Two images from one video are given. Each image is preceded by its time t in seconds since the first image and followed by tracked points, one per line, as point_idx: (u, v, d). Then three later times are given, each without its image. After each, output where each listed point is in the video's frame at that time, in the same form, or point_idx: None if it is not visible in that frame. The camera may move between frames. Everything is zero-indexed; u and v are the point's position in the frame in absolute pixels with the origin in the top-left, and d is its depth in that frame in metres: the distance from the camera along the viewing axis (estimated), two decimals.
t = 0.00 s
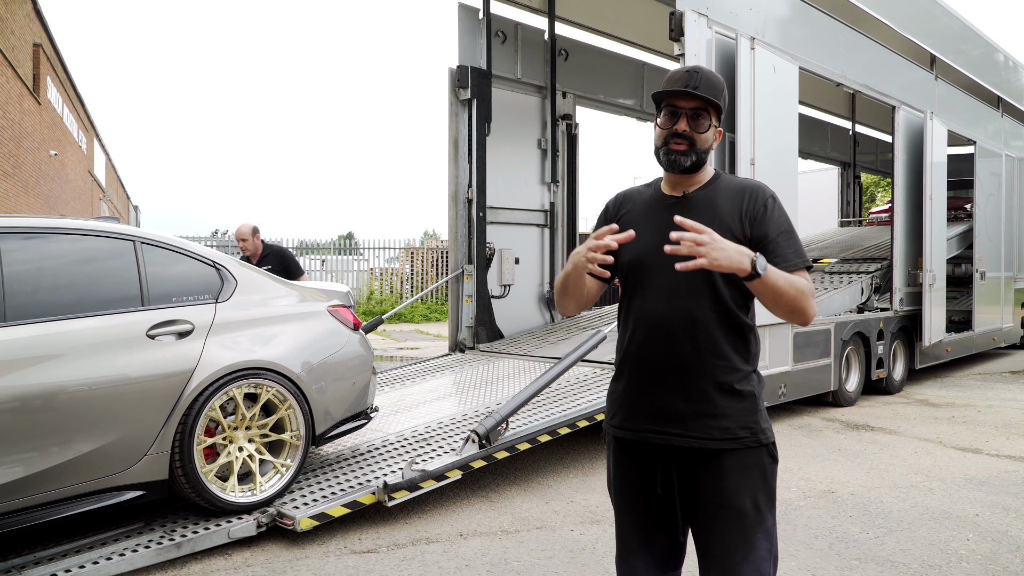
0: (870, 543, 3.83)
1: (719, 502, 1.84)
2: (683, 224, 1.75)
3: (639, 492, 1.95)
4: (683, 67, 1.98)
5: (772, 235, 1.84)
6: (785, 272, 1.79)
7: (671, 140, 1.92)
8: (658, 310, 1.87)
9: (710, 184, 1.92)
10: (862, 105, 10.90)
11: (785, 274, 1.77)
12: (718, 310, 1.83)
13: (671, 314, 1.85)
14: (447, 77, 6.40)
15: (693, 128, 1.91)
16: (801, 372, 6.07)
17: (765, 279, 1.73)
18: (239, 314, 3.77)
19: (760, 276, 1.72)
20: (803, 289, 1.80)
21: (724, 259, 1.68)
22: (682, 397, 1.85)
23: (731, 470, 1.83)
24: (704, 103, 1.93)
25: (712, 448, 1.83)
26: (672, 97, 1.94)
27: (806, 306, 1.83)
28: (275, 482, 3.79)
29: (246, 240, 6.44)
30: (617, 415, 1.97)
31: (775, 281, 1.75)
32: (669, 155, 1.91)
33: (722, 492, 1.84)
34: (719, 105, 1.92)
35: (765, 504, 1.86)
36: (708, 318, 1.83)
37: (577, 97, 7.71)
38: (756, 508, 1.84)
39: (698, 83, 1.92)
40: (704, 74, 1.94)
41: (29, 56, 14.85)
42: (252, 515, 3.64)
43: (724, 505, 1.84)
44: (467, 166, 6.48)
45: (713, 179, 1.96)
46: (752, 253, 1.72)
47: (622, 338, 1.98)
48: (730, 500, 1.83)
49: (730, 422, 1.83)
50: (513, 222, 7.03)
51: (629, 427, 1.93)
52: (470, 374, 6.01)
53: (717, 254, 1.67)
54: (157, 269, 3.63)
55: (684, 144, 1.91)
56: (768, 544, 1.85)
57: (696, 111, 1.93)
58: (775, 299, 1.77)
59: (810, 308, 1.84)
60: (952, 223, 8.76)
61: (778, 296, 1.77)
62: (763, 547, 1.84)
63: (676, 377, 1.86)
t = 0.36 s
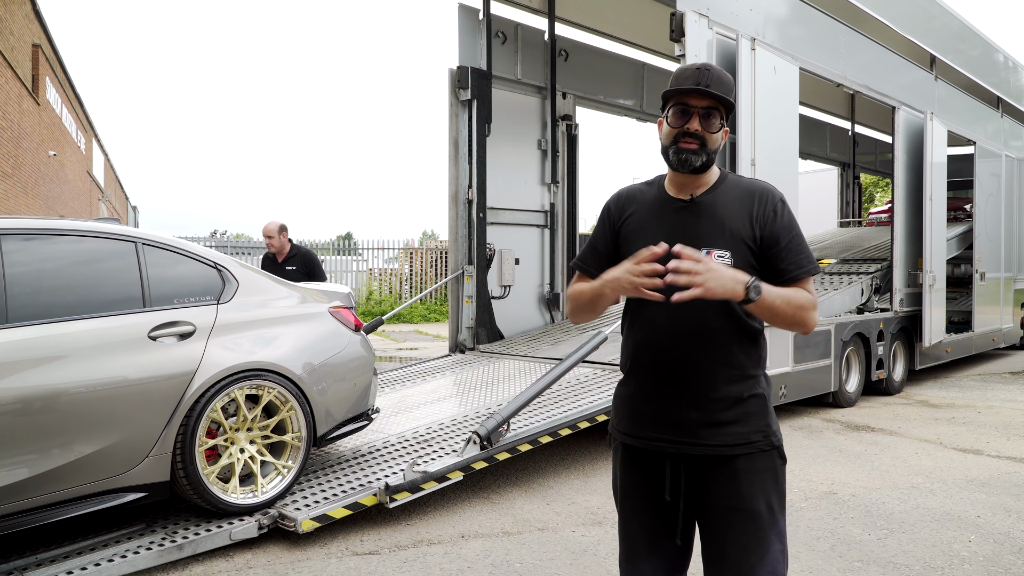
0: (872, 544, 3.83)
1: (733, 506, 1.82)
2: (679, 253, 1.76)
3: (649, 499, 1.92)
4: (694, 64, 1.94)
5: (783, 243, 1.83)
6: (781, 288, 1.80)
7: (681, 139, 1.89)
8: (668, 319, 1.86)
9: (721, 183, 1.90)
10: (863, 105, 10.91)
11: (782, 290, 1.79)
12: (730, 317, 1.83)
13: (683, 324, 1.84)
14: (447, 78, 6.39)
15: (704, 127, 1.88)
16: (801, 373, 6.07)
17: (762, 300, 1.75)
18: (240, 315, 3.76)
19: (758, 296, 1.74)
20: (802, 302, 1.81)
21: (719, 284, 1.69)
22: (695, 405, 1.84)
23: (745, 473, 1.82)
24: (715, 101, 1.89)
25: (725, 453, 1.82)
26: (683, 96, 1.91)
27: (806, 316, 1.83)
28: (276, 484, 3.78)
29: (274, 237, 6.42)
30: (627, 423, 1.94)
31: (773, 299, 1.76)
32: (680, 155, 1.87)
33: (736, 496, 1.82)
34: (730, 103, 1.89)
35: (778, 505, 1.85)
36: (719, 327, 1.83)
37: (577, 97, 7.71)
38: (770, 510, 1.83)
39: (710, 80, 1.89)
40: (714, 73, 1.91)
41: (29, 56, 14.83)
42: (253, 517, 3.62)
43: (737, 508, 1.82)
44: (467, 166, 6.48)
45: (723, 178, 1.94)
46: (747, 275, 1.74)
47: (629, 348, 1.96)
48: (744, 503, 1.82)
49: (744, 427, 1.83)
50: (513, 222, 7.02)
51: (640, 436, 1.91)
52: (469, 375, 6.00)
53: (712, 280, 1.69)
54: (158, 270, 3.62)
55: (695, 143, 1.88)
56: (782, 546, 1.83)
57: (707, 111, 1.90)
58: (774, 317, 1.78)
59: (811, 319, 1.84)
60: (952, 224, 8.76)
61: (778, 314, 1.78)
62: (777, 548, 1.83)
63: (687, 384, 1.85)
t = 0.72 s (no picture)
0: (873, 545, 3.82)
1: (746, 512, 1.80)
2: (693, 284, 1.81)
3: (660, 506, 1.90)
4: (696, 60, 1.92)
5: (797, 248, 1.83)
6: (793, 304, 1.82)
7: (687, 142, 1.89)
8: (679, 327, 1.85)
9: (731, 184, 1.89)
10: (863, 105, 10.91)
11: (791, 306, 1.80)
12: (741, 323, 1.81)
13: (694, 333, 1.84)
14: (447, 78, 6.39)
15: (710, 128, 1.87)
16: (801, 373, 6.06)
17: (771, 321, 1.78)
18: (241, 316, 3.75)
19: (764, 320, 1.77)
20: (816, 309, 1.83)
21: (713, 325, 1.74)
22: (708, 411, 1.83)
23: (758, 479, 1.80)
24: (719, 100, 1.88)
25: (739, 460, 1.80)
26: (686, 97, 1.89)
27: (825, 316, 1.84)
28: (278, 485, 3.77)
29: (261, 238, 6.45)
30: (638, 430, 1.93)
31: (781, 318, 1.78)
32: (687, 158, 1.87)
33: (750, 501, 1.80)
34: (735, 101, 1.87)
35: (791, 510, 1.82)
36: (731, 333, 1.82)
37: (577, 98, 7.70)
38: (785, 516, 1.81)
39: (712, 79, 1.87)
40: (717, 69, 1.89)
41: (29, 56, 14.83)
42: (255, 518, 3.61)
43: (751, 514, 1.79)
44: (468, 167, 6.47)
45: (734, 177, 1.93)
46: (750, 304, 1.76)
47: (640, 357, 1.96)
48: (758, 509, 1.79)
49: (757, 432, 1.81)
50: (514, 222, 7.02)
51: (652, 443, 1.89)
52: (470, 375, 6.00)
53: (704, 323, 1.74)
54: (159, 270, 3.62)
55: (702, 146, 1.88)
56: (796, 551, 1.81)
57: (712, 110, 1.88)
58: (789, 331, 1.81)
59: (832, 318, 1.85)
60: (952, 224, 8.76)
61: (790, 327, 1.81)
62: (791, 554, 1.80)
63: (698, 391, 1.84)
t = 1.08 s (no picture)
0: (875, 546, 3.82)
1: (756, 521, 1.79)
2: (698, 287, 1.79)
3: (670, 512, 1.90)
4: (703, 62, 1.91)
5: (810, 249, 1.80)
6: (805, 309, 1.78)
7: (698, 149, 1.88)
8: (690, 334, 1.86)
9: (743, 185, 1.88)
10: (863, 106, 10.92)
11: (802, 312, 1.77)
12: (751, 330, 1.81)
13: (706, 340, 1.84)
14: (448, 79, 6.39)
15: (720, 134, 1.86)
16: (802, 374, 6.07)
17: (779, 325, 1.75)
18: (243, 316, 3.74)
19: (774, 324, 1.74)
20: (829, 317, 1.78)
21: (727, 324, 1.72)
22: (718, 418, 1.83)
23: (769, 489, 1.79)
24: (728, 105, 1.87)
25: (749, 470, 1.80)
26: (695, 103, 1.89)
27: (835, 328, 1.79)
28: (280, 486, 3.77)
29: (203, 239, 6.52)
30: (651, 435, 1.94)
31: (792, 323, 1.75)
32: (697, 165, 1.87)
33: (760, 511, 1.79)
34: (744, 104, 1.86)
35: (803, 522, 1.81)
36: (743, 339, 1.81)
37: (578, 98, 7.71)
38: (796, 529, 1.79)
39: (720, 84, 1.86)
40: (725, 71, 1.88)
41: (29, 57, 14.81)
42: (257, 519, 3.60)
43: (761, 524, 1.78)
44: (469, 168, 6.46)
45: (748, 179, 1.91)
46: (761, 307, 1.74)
47: (655, 362, 1.97)
48: (767, 520, 1.78)
49: (768, 441, 1.80)
50: (515, 223, 7.02)
51: (664, 449, 1.90)
52: (470, 376, 6.00)
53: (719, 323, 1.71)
54: (161, 271, 3.61)
55: (713, 152, 1.87)
56: (807, 564, 1.79)
57: (721, 115, 1.88)
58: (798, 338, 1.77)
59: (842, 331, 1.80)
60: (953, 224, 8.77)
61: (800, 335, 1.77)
62: (802, 566, 1.78)
63: (710, 399, 1.84)
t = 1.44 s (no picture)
0: (876, 548, 3.83)
1: (755, 529, 1.80)
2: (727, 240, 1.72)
3: (671, 515, 1.92)
4: (701, 71, 1.93)
5: (814, 249, 1.78)
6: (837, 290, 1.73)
7: (697, 157, 1.89)
8: (691, 334, 1.86)
9: (749, 188, 1.89)
10: (863, 106, 10.93)
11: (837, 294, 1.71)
12: (752, 331, 1.80)
13: (706, 341, 1.84)
14: (450, 80, 6.39)
15: (718, 141, 1.87)
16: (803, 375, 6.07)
17: (814, 300, 1.68)
18: (246, 318, 3.75)
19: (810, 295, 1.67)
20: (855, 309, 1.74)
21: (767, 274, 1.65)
22: (718, 421, 1.84)
23: (768, 496, 1.79)
24: (725, 113, 1.88)
25: (748, 476, 1.80)
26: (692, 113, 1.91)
27: (855, 327, 1.76)
28: (282, 488, 3.77)
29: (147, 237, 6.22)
30: (654, 436, 1.96)
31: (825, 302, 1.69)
32: (697, 173, 1.88)
33: (759, 518, 1.79)
34: (741, 111, 1.87)
35: (803, 531, 1.81)
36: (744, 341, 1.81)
37: (579, 99, 7.71)
38: (795, 537, 1.79)
39: (716, 92, 1.88)
40: (722, 79, 1.90)
41: (29, 57, 14.77)
42: (259, 521, 3.61)
43: (759, 531, 1.79)
44: (470, 169, 6.46)
45: (754, 183, 1.90)
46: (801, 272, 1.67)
47: (660, 361, 1.97)
48: (765, 527, 1.79)
49: (768, 448, 1.80)
50: (516, 224, 7.03)
51: (666, 450, 1.92)
52: (471, 377, 6.01)
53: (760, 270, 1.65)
54: (164, 273, 3.61)
55: (712, 159, 1.88)
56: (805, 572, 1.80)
57: (718, 123, 1.88)
58: (826, 318, 1.71)
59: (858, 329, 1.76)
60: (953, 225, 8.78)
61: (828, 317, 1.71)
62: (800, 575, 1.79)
63: (711, 401, 1.84)
